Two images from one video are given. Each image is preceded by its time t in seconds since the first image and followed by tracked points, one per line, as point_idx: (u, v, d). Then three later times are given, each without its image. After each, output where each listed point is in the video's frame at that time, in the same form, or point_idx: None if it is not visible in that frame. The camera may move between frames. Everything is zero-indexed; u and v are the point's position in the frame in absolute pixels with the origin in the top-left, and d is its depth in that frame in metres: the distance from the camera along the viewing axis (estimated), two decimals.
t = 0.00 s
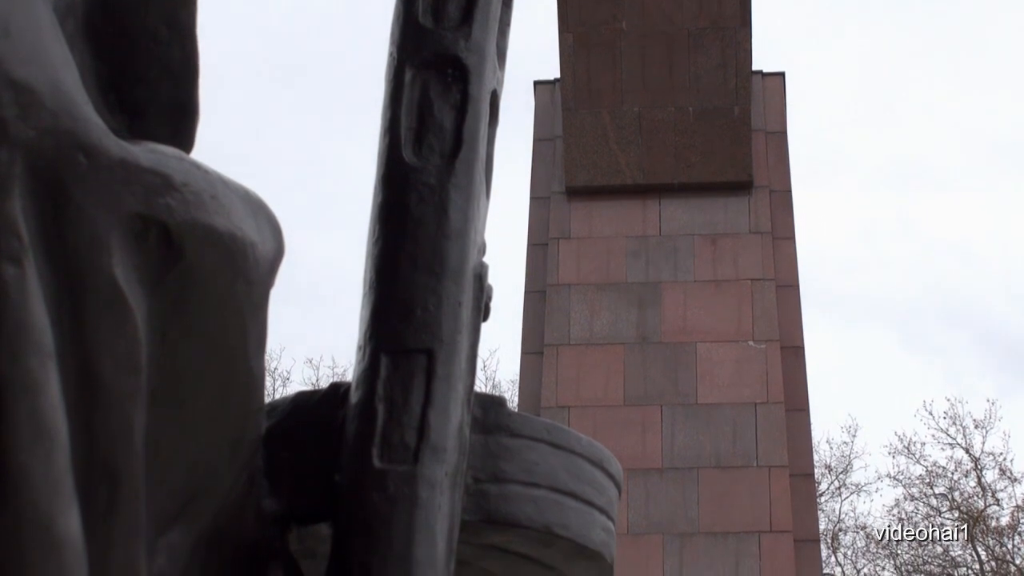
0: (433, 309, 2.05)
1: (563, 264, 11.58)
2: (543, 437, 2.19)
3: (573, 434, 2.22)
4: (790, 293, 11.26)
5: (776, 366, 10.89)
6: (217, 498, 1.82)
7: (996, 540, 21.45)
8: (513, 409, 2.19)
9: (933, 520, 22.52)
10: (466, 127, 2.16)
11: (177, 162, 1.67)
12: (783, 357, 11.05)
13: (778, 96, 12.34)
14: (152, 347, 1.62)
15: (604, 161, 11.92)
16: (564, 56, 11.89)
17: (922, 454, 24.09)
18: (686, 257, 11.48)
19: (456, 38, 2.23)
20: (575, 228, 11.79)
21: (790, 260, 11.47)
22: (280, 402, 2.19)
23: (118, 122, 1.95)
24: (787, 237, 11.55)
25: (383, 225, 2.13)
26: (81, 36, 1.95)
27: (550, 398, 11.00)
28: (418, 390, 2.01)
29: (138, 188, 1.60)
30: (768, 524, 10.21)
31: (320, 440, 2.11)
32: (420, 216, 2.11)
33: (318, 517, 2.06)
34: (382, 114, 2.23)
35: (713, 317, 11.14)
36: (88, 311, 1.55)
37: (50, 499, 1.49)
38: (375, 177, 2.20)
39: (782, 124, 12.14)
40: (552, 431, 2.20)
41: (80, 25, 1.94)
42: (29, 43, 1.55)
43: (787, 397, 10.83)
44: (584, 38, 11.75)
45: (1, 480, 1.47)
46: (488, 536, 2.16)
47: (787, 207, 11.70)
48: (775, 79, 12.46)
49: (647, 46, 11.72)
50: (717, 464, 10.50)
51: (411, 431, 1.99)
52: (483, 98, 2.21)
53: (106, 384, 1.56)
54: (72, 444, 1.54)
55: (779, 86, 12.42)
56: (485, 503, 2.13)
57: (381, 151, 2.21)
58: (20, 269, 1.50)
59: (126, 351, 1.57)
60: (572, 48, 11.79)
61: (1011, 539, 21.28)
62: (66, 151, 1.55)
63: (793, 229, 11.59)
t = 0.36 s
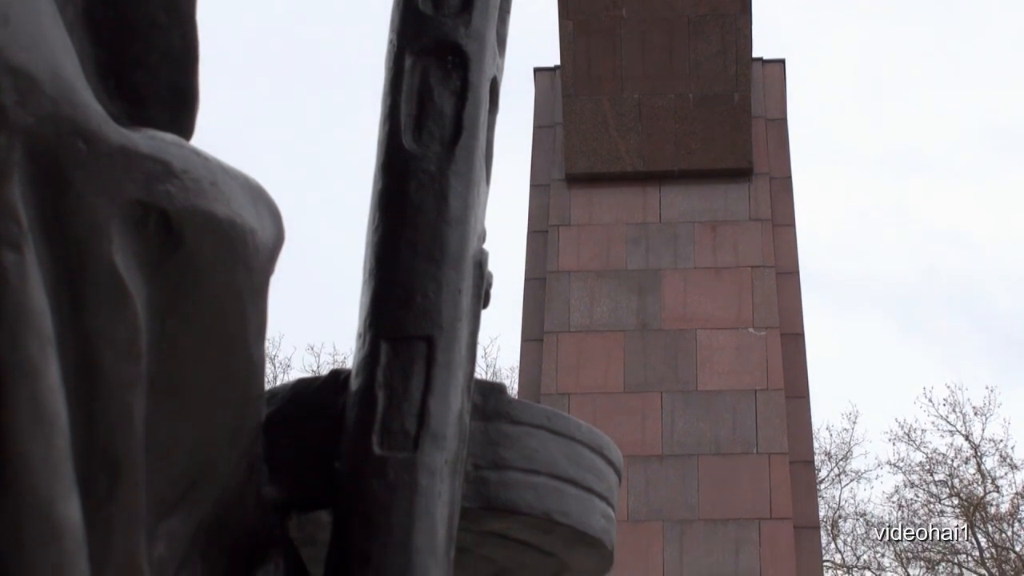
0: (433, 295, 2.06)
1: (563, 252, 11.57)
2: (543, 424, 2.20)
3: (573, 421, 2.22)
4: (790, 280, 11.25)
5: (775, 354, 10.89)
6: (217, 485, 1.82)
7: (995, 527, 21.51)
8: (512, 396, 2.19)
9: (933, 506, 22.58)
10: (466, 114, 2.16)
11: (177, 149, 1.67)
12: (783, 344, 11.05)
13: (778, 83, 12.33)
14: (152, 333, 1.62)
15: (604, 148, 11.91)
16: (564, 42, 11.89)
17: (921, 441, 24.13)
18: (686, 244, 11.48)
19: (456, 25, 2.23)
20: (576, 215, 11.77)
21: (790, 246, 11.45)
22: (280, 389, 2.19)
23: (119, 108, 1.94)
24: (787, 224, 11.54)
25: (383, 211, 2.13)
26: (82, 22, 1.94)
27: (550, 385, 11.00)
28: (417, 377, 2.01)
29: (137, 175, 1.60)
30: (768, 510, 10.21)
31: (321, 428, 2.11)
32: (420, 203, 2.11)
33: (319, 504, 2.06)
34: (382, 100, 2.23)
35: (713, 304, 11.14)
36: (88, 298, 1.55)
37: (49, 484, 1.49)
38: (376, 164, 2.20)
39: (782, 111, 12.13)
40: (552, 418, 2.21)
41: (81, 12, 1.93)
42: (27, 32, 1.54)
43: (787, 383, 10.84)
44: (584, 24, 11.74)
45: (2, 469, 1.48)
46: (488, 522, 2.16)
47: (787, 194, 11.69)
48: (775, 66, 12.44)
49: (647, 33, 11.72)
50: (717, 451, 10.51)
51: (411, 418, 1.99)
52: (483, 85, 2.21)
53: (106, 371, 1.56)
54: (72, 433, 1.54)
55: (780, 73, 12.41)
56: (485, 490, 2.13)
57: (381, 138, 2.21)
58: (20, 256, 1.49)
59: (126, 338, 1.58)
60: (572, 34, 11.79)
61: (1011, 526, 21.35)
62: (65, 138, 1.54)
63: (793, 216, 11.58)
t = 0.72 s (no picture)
0: (433, 281, 2.05)
1: (563, 237, 11.56)
2: (543, 410, 2.20)
3: (573, 407, 2.23)
4: (790, 266, 11.24)
5: (775, 339, 10.89)
6: (218, 471, 1.82)
7: (995, 512, 21.58)
8: (512, 382, 2.19)
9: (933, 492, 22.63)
10: (466, 99, 2.16)
11: (177, 134, 1.66)
12: (783, 330, 11.04)
13: (778, 69, 12.32)
14: (152, 318, 1.62)
15: (604, 133, 11.90)
16: (564, 27, 11.92)
17: (921, 426, 24.17)
18: (686, 229, 11.47)
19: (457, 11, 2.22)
20: (576, 201, 11.76)
21: (790, 232, 11.45)
22: (281, 374, 2.19)
23: (119, 93, 1.93)
24: (787, 209, 11.53)
25: (383, 197, 2.13)
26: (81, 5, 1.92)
27: (551, 371, 11.01)
28: (417, 363, 2.01)
29: (137, 159, 1.60)
30: (768, 496, 10.23)
31: (321, 414, 2.11)
32: (420, 188, 2.11)
33: (318, 489, 2.06)
34: (382, 86, 2.22)
35: (713, 290, 11.14)
36: (88, 284, 1.55)
37: (49, 469, 1.49)
38: (376, 150, 2.19)
39: (782, 96, 12.11)
40: (553, 404, 2.21)
41: None
42: (26, 17, 1.53)
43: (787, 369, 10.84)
44: (584, 9, 11.80)
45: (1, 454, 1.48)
46: (488, 508, 2.16)
47: (787, 179, 11.68)
48: (776, 51, 12.42)
49: (647, 20, 11.71)
50: (717, 437, 10.51)
51: (411, 404, 1.99)
52: (483, 70, 2.21)
53: (106, 355, 1.56)
54: (72, 419, 1.54)
55: (780, 58, 12.41)
56: (485, 476, 2.13)
57: (381, 124, 2.20)
58: (20, 240, 1.49)
59: (125, 323, 1.57)
60: (573, 19, 11.83)
61: (1011, 511, 21.40)
62: (65, 123, 1.54)
63: (793, 201, 11.57)
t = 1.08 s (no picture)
0: (433, 269, 2.05)
1: (564, 225, 11.55)
2: (543, 397, 2.20)
3: (573, 395, 2.23)
4: (790, 254, 11.23)
5: (776, 327, 10.89)
6: (218, 459, 1.82)
7: (995, 500, 21.60)
8: (512, 370, 2.19)
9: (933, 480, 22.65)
10: (466, 87, 2.16)
11: (177, 122, 1.66)
12: (783, 318, 11.04)
13: (778, 57, 12.31)
14: (152, 306, 1.62)
15: (604, 121, 11.88)
16: (564, 15, 11.92)
17: (920, 415, 24.17)
18: (686, 217, 11.47)
19: None
20: (576, 189, 11.75)
21: (791, 220, 11.44)
22: (280, 362, 2.20)
23: (119, 81, 1.93)
24: (787, 197, 11.52)
25: (384, 184, 2.13)
26: None
27: (551, 358, 11.01)
28: (417, 350, 2.01)
29: (137, 147, 1.59)
30: (768, 484, 10.25)
31: (321, 401, 2.12)
32: (420, 176, 2.11)
33: (318, 477, 2.06)
34: (382, 74, 2.22)
35: (714, 278, 11.14)
36: (88, 270, 1.55)
37: (50, 455, 1.49)
38: (376, 138, 2.19)
39: (782, 84, 12.10)
40: (552, 392, 2.21)
41: None
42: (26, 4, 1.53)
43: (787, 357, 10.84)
44: None
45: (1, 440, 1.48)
46: (488, 496, 2.16)
47: (787, 167, 11.67)
48: (776, 40, 12.42)
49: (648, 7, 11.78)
50: (718, 425, 10.52)
51: (411, 391, 1.99)
52: (483, 58, 2.21)
53: (106, 341, 1.56)
54: (72, 405, 1.54)
55: (780, 46, 12.41)
56: (485, 464, 2.12)
57: (381, 111, 2.20)
58: (20, 228, 1.49)
59: (126, 310, 1.57)
60: (573, 7, 11.83)
61: (1011, 499, 21.43)
62: (65, 111, 1.54)
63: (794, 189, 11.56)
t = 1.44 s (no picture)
0: (433, 256, 2.05)
1: (564, 213, 11.55)
2: (543, 385, 2.19)
3: (573, 382, 2.23)
4: (790, 241, 11.23)
5: (776, 314, 10.89)
6: (218, 447, 1.82)
7: (995, 487, 21.66)
8: (512, 357, 2.19)
9: (933, 467, 22.71)
10: (466, 74, 2.16)
11: (177, 109, 1.66)
12: (784, 306, 11.05)
13: (779, 44, 12.30)
14: (152, 293, 1.62)
15: (604, 109, 11.86)
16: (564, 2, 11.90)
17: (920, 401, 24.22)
18: (686, 205, 11.47)
19: None
20: (576, 176, 11.74)
21: (791, 207, 11.45)
22: (280, 350, 2.20)
23: (119, 67, 1.92)
24: (788, 185, 11.52)
25: (384, 171, 2.13)
26: None
27: (551, 346, 11.01)
28: (417, 337, 2.01)
29: (137, 134, 1.59)
30: (768, 471, 10.26)
31: (321, 389, 2.12)
32: (421, 163, 2.11)
33: (318, 466, 2.06)
34: (382, 62, 2.22)
35: (714, 265, 11.14)
36: (88, 256, 1.54)
37: (50, 442, 1.49)
38: (376, 125, 2.19)
39: (782, 72, 12.09)
40: (552, 378, 2.21)
41: None
42: None
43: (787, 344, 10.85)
44: None
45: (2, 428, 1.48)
46: (488, 483, 2.16)
47: (787, 154, 11.66)
48: (776, 28, 12.41)
49: None
50: (718, 413, 10.53)
51: (411, 378, 1.98)
52: (483, 44, 2.21)
53: (105, 328, 1.56)
54: (72, 392, 1.54)
55: (780, 34, 12.40)
56: (485, 451, 2.12)
57: (381, 99, 2.20)
58: (21, 216, 1.49)
59: (125, 297, 1.57)
60: None
61: (1011, 486, 21.51)
62: (64, 97, 1.54)
63: (794, 176, 11.56)
